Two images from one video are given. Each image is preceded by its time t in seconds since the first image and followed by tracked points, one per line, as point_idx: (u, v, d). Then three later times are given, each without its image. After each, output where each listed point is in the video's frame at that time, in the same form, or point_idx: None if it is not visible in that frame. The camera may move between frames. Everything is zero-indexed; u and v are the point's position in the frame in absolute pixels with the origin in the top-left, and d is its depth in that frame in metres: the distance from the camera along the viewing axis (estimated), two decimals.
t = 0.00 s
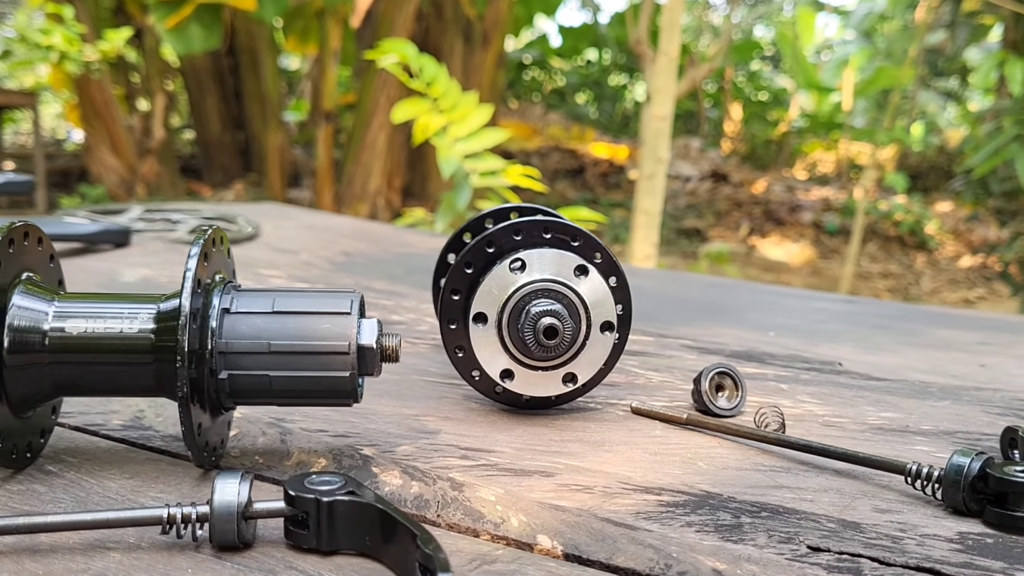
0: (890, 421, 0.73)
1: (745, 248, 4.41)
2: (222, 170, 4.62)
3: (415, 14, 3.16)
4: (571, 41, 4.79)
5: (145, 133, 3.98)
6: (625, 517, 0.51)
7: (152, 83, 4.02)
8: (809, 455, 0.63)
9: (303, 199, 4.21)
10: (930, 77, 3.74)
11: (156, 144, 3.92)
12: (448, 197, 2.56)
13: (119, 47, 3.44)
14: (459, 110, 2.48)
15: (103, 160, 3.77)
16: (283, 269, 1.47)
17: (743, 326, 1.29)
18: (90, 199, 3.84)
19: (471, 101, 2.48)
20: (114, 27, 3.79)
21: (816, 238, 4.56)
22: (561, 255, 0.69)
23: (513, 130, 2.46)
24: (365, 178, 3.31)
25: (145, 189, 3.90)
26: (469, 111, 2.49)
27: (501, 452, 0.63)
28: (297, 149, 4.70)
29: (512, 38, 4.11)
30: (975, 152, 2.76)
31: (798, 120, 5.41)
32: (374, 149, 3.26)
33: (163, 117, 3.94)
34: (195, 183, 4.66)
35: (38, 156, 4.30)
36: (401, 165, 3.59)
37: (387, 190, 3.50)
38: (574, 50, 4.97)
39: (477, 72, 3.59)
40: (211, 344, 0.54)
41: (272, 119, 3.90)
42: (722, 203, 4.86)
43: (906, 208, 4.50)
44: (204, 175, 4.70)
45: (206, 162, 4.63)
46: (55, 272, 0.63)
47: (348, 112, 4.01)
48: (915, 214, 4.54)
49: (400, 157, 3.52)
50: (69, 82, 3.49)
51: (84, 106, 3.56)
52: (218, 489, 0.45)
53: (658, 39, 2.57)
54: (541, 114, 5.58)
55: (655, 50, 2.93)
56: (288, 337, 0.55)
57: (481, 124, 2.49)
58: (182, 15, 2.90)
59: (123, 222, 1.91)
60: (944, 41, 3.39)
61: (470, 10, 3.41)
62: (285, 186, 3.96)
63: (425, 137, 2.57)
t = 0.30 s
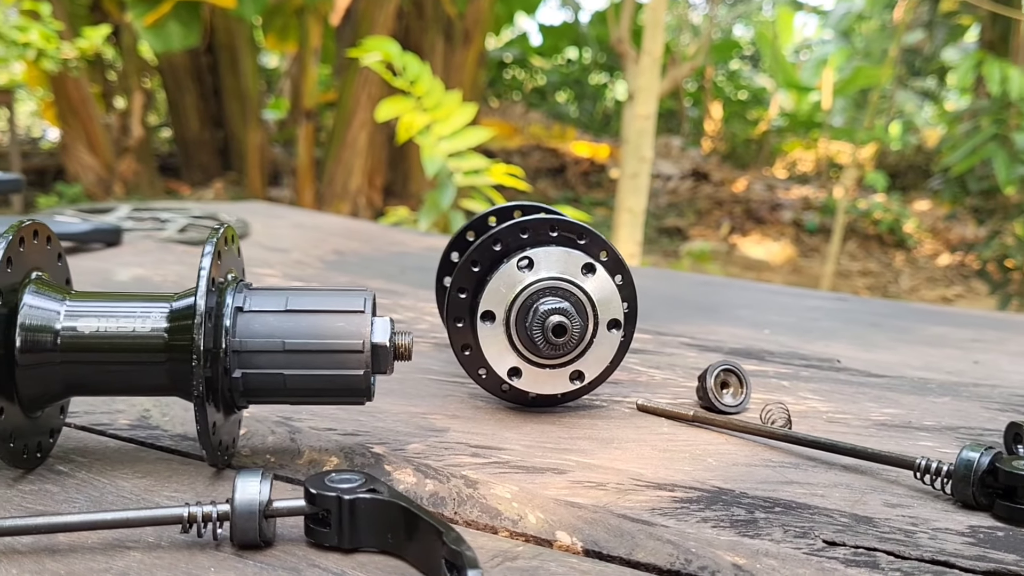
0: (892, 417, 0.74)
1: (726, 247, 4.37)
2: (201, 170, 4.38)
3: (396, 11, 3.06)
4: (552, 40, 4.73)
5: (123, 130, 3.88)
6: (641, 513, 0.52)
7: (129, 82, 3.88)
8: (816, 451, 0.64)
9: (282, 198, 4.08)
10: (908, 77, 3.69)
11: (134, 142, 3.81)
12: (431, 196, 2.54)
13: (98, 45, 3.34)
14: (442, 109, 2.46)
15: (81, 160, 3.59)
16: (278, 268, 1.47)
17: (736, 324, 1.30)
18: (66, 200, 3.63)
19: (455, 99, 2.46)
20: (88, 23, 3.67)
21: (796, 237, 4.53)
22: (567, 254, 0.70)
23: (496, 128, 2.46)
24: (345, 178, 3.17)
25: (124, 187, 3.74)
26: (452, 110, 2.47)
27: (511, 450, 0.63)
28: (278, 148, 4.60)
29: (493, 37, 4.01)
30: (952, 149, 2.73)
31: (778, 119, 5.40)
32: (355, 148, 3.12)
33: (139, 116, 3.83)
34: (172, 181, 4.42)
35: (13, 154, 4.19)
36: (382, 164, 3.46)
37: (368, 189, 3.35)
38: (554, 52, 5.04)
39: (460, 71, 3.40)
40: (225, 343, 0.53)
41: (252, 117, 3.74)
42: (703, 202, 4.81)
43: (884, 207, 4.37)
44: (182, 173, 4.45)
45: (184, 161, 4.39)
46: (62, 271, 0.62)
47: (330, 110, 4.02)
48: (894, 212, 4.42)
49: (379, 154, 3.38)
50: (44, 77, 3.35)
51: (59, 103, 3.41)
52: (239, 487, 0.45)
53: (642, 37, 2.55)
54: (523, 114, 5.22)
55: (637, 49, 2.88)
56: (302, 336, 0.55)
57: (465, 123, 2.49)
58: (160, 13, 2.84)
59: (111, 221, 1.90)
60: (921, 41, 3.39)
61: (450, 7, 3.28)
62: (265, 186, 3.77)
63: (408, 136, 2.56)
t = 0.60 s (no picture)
0: (895, 411, 0.74)
1: (706, 244, 4.06)
2: (180, 168, 4.09)
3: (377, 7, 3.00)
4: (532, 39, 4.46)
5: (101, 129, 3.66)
6: (657, 506, 0.52)
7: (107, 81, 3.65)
8: (824, 444, 0.65)
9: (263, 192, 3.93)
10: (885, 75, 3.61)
11: (112, 141, 3.58)
12: (415, 194, 2.54)
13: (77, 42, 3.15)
14: (426, 107, 2.45)
15: (57, 157, 3.43)
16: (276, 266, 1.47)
17: (733, 320, 1.30)
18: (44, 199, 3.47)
19: (439, 98, 2.45)
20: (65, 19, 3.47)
21: (776, 235, 4.17)
22: (575, 250, 0.70)
23: (481, 127, 2.46)
24: (327, 175, 3.10)
25: (104, 187, 3.56)
26: (436, 109, 2.46)
27: (523, 445, 0.63)
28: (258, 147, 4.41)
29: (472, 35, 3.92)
30: (929, 148, 2.69)
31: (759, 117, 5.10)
32: (338, 147, 3.06)
33: (119, 114, 3.63)
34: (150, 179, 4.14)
35: None
36: (365, 163, 3.37)
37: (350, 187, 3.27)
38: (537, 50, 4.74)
39: (441, 70, 3.35)
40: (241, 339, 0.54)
41: (232, 118, 3.69)
42: (684, 200, 4.45)
43: (863, 205, 3.96)
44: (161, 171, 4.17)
45: (162, 159, 4.11)
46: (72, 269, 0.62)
47: (309, 108, 3.93)
48: (874, 209, 3.99)
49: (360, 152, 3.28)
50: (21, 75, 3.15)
51: (34, 101, 3.24)
52: (263, 482, 0.45)
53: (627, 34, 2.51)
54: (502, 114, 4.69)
55: (620, 49, 2.77)
56: (318, 332, 0.55)
57: (448, 121, 2.48)
58: (139, 10, 2.78)
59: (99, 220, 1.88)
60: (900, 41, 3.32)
61: (432, 5, 3.20)
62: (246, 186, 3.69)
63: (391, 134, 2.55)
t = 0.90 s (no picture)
0: (894, 403, 0.75)
1: (686, 243, 3.81)
2: (159, 167, 3.60)
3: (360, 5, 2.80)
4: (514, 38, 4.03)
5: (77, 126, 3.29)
6: (668, 497, 0.53)
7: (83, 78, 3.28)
8: (827, 436, 0.65)
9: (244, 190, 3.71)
10: (863, 75, 3.62)
11: (91, 139, 3.23)
12: (399, 192, 2.53)
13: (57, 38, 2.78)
14: (410, 105, 2.42)
15: (33, 156, 3.04)
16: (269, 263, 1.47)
17: (727, 317, 1.30)
18: (16, 201, 3.10)
19: (422, 96, 2.43)
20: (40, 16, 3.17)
21: (757, 234, 3.91)
22: (580, 245, 0.70)
23: (465, 125, 2.45)
24: (309, 174, 2.94)
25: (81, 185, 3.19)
26: (420, 106, 2.44)
27: (530, 439, 0.64)
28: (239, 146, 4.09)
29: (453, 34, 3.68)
30: (908, 147, 2.75)
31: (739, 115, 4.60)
32: (319, 144, 2.90)
33: (97, 112, 3.27)
34: (128, 180, 3.68)
35: None
36: (346, 161, 3.20)
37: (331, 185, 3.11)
38: (518, 48, 4.21)
39: (423, 69, 3.13)
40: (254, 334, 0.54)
41: (212, 114, 3.35)
42: (666, 198, 4.16)
43: (843, 202, 3.70)
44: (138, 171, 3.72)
45: (140, 158, 3.63)
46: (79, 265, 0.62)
47: (290, 106, 3.76)
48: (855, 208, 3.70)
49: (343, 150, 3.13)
50: None
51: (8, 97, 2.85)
52: (281, 476, 0.45)
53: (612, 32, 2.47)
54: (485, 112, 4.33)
55: (602, 48, 2.78)
56: (329, 327, 0.56)
57: (432, 119, 2.46)
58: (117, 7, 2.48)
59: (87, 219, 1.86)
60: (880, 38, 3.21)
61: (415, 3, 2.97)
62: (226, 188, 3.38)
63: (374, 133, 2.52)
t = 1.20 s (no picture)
0: (892, 397, 0.76)
1: (668, 242, 3.75)
2: (137, 165, 3.44)
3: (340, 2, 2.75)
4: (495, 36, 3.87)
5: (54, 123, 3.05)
6: (678, 489, 0.53)
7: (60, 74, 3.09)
8: (829, 429, 0.66)
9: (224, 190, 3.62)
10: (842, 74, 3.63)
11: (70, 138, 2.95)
12: (384, 190, 2.53)
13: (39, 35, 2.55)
14: (394, 103, 2.40)
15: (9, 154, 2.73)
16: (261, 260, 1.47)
17: (720, 313, 1.31)
18: None
19: (406, 94, 2.41)
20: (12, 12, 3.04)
21: (738, 232, 3.87)
22: (582, 240, 0.71)
23: (449, 124, 2.43)
24: (290, 173, 2.89)
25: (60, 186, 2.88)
26: (404, 104, 2.42)
27: (536, 433, 0.64)
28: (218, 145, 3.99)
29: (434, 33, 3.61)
30: (887, 145, 2.84)
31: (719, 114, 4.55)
32: (299, 144, 2.86)
33: (75, 111, 3.05)
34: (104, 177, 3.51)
35: None
36: (327, 160, 3.14)
37: (313, 185, 3.06)
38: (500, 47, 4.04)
39: (406, 68, 3.04)
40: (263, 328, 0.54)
41: (192, 112, 3.16)
42: (648, 197, 4.12)
43: (823, 200, 3.62)
44: (117, 169, 3.51)
45: (117, 155, 3.46)
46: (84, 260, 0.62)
47: (270, 105, 3.69)
48: (834, 207, 3.64)
49: (324, 148, 3.07)
50: None
51: None
52: (296, 469, 0.46)
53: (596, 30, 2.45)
54: (467, 110, 4.26)
55: (584, 45, 2.78)
56: (339, 322, 0.56)
57: (416, 118, 2.44)
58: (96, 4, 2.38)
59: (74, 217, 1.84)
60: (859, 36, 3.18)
61: None
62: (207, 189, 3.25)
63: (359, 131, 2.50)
